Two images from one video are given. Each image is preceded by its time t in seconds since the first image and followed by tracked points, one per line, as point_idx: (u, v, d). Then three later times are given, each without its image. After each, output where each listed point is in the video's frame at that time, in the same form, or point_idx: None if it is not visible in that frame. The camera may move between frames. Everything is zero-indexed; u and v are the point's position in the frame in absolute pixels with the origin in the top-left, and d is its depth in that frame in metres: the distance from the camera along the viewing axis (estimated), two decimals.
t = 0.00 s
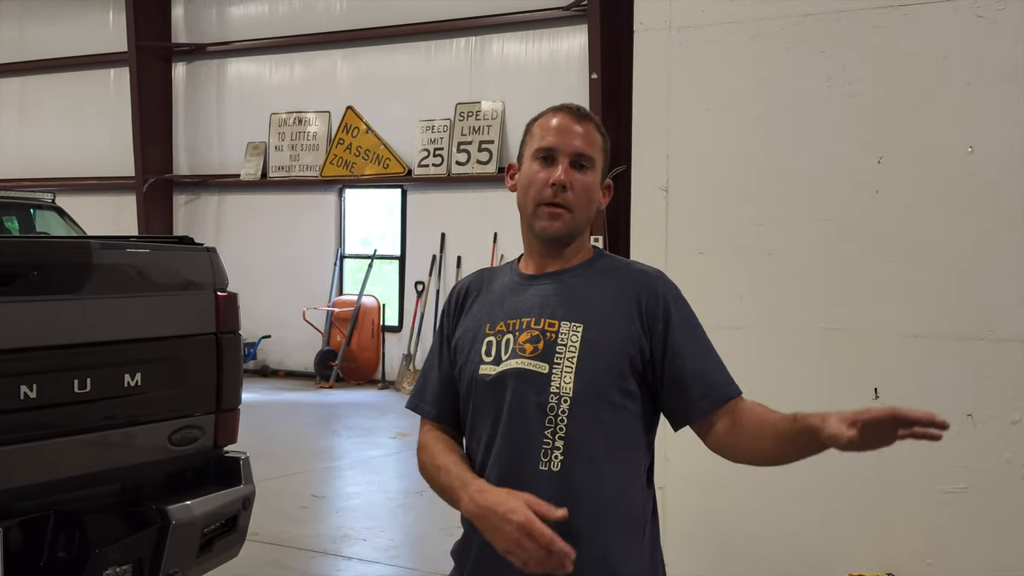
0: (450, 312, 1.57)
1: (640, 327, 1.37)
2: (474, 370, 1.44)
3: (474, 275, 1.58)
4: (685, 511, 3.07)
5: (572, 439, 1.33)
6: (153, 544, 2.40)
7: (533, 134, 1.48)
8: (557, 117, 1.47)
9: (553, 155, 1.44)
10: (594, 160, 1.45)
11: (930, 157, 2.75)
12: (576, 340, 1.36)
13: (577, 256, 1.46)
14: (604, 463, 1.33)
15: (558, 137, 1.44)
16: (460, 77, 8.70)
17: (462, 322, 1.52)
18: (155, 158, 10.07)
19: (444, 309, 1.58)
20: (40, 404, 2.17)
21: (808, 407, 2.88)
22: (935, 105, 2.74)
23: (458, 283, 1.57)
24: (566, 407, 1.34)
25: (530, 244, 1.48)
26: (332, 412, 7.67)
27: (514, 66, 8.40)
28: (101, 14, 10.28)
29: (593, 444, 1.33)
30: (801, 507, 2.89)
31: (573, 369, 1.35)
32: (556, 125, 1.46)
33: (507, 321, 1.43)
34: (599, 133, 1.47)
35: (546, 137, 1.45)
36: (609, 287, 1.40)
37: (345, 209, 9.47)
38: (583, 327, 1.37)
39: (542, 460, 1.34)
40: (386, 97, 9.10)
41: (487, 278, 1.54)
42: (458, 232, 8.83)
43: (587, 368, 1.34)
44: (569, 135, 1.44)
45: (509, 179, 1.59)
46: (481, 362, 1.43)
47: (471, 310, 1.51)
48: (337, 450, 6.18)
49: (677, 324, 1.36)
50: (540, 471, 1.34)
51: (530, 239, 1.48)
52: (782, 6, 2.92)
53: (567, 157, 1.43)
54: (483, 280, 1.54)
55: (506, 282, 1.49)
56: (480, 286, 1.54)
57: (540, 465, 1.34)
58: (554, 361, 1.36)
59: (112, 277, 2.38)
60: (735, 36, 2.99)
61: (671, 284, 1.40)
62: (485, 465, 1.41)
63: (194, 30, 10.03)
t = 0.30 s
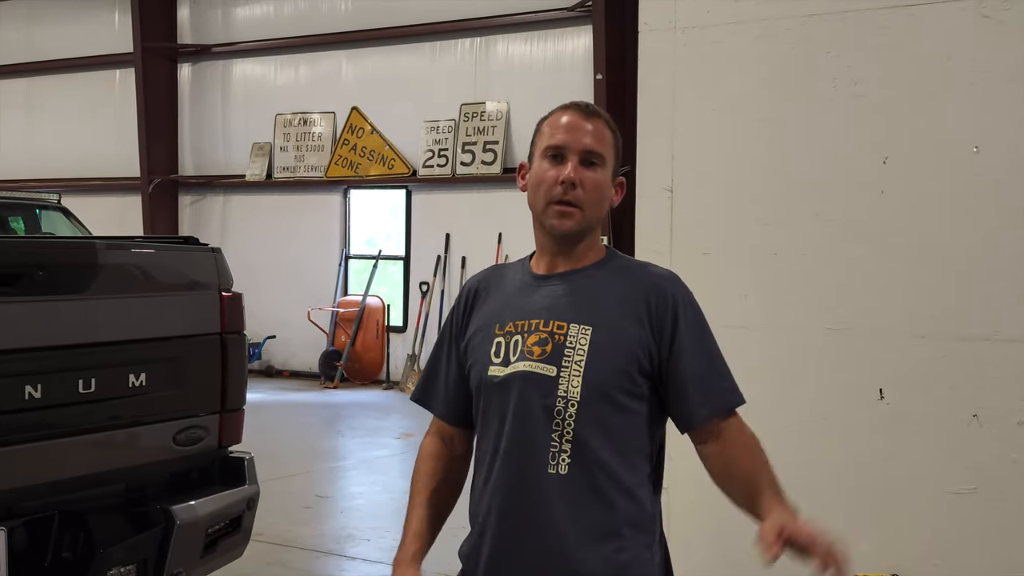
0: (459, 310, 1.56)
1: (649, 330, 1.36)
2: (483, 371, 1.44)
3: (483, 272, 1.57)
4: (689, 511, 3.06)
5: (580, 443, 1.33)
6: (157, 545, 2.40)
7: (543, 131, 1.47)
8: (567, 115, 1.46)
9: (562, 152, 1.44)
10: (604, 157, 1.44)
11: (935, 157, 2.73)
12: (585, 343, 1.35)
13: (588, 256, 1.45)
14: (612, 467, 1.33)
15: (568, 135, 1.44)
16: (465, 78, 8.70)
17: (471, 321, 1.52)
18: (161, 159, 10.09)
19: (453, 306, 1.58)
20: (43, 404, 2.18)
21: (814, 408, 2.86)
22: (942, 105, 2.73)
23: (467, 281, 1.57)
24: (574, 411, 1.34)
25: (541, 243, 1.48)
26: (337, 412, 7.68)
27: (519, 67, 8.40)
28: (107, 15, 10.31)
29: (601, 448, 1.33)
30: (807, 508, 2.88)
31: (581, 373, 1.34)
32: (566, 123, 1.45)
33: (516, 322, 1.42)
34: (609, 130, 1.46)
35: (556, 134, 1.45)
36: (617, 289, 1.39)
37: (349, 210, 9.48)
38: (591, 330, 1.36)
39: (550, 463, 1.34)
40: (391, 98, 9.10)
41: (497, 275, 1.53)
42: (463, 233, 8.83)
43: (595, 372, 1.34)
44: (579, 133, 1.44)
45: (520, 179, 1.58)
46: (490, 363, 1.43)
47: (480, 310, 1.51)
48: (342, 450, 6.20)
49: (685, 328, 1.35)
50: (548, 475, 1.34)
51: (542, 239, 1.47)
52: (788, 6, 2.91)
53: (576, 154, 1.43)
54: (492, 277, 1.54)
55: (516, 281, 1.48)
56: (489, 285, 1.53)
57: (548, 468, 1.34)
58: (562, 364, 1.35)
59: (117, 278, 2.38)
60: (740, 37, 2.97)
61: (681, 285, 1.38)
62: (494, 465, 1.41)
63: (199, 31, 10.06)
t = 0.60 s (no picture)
0: (466, 303, 1.57)
1: (648, 336, 1.35)
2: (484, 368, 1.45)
3: (491, 266, 1.57)
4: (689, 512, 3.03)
5: (576, 446, 1.33)
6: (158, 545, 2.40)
7: (547, 132, 1.47)
8: (568, 114, 1.45)
9: (561, 153, 1.43)
10: (603, 156, 1.42)
11: (938, 157, 2.72)
12: (582, 346, 1.35)
13: (590, 257, 1.44)
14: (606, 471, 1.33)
15: (567, 135, 1.43)
16: (468, 77, 8.70)
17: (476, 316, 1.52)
18: (163, 159, 10.11)
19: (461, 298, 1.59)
20: (45, 404, 2.18)
21: (816, 409, 2.85)
22: (944, 105, 2.71)
23: (475, 275, 1.57)
24: (569, 415, 1.34)
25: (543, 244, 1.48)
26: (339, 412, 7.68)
27: (522, 67, 8.40)
28: (110, 15, 10.32)
29: (596, 452, 1.33)
30: (809, 509, 2.86)
31: (578, 376, 1.34)
32: (567, 122, 1.44)
33: (517, 321, 1.42)
34: (610, 129, 1.44)
35: (556, 135, 1.44)
36: (616, 292, 1.38)
37: (352, 210, 9.49)
38: (589, 334, 1.35)
39: (545, 465, 1.34)
40: (393, 98, 9.11)
41: (502, 271, 1.53)
42: (465, 233, 8.82)
43: (592, 376, 1.33)
44: (579, 133, 1.43)
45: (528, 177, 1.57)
46: (491, 361, 1.43)
47: (484, 305, 1.51)
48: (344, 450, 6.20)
49: (685, 335, 1.34)
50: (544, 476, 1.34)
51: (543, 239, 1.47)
52: (790, 6, 2.89)
53: (574, 155, 1.42)
54: (498, 272, 1.54)
55: (520, 278, 1.48)
56: (496, 279, 1.53)
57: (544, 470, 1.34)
58: (559, 366, 1.35)
59: (118, 278, 2.38)
60: (742, 36, 2.96)
61: (682, 290, 1.37)
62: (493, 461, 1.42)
63: (202, 31, 10.07)
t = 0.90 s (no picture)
0: (472, 301, 1.58)
1: (644, 340, 1.34)
2: (485, 369, 1.45)
3: (498, 263, 1.58)
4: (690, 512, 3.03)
5: (570, 451, 1.33)
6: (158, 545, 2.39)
7: (547, 133, 1.46)
8: (567, 115, 1.44)
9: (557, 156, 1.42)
10: (600, 159, 1.40)
11: (938, 158, 2.71)
12: (579, 351, 1.35)
13: (590, 260, 1.43)
14: (600, 476, 1.33)
15: (564, 138, 1.42)
16: (469, 77, 8.70)
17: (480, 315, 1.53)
18: (164, 159, 10.11)
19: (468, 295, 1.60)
20: (46, 404, 2.18)
21: (817, 409, 2.84)
22: (945, 105, 2.70)
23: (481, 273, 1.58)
24: (563, 420, 1.34)
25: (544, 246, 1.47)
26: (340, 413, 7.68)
27: (523, 67, 8.40)
28: (110, 15, 10.33)
29: (590, 457, 1.33)
30: (810, 509, 2.85)
31: (573, 381, 1.34)
32: (565, 124, 1.43)
33: (517, 323, 1.43)
34: (609, 131, 1.42)
35: (554, 137, 1.43)
36: (615, 297, 1.37)
37: (353, 210, 9.50)
38: (586, 338, 1.35)
39: (540, 468, 1.35)
40: (394, 98, 9.11)
41: (508, 269, 1.54)
42: (466, 234, 8.83)
43: (587, 380, 1.33)
44: (576, 135, 1.41)
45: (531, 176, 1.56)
46: (491, 362, 1.44)
47: (488, 305, 1.52)
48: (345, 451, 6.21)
49: (683, 341, 1.32)
50: (540, 479, 1.35)
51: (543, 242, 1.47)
52: (791, 6, 2.88)
53: (569, 158, 1.41)
54: (504, 270, 1.54)
55: (523, 278, 1.49)
56: (501, 278, 1.54)
57: (541, 472, 1.35)
58: (555, 371, 1.35)
59: (118, 278, 2.38)
60: (743, 36, 2.95)
61: (681, 294, 1.35)
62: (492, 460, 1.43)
63: (203, 31, 10.07)
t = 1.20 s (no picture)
0: (469, 304, 1.56)
1: (651, 337, 1.34)
2: (489, 371, 1.44)
3: (494, 266, 1.56)
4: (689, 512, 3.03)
5: (581, 450, 1.33)
6: (157, 546, 2.39)
7: (554, 132, 1.46)
8: (575, 115, 1.44)
9: (570, 155, 1.42)
10: (613, 159, 1.42)
11: (938, 158, 2.70)
12: (588, 350, 1.34)
13: (599, 259, 1.43)
14: (610, 474, 1.33)
15: (576, 137, 1.42)
16: (469, 77, 8.70)
17: (480, 318, 1.51)
18: (163, 159, 10.11)
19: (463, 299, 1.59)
20: (45, 404, 2.18)
21: (817, 409, 2.84)
22: (945, 105, 2.70)
23: (476, 276, 1.57)
24: (575, 419, 1.33)
25: (551, 246, 1.46)
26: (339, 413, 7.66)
27: (522, 67, 8.40)
28: (110, 16, 10.32)
29: (600, 455, 1.33)
30: (810, 509, 2.85)
31: (583, 380, 1.33)
32: (574, 124, 1.43)
33: (523, 324, 1.42)
34: (618, 130, 1.43)
35: (565, 136, 1.43)
36: (622, 295, 1.37)
37: (352, 211, 9.49)
38: (595, 337, 1.35)
39: (551, 469, 1.34)
40: (393, 98, 9.10)
41: (507, 271, 1.53)
42: (466, 234, 8.83)
43: (597, 379, 1.33)
44: (587, 135, 1.42)
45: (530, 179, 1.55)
46: (496, 364, 1.43)
47: (488, 307, 1.51)
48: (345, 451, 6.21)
49: (690, 337, 1.33)
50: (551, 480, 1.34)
51: (551, 242, 1.46)
52: (790, 6, 2.88)
53: (584, 157, 1.41)
54: (502, 273, 1.53)
55: (525, 279, 1.48)
56: (499, 280, 1.53)
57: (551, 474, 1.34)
58: (565, 370, 1.34)
59: (117, 278, 2.38)
60: (743, 36, 2.95)
61: (686, 291, 1.36)
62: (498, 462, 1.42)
63: (202, 31, 10.07)
